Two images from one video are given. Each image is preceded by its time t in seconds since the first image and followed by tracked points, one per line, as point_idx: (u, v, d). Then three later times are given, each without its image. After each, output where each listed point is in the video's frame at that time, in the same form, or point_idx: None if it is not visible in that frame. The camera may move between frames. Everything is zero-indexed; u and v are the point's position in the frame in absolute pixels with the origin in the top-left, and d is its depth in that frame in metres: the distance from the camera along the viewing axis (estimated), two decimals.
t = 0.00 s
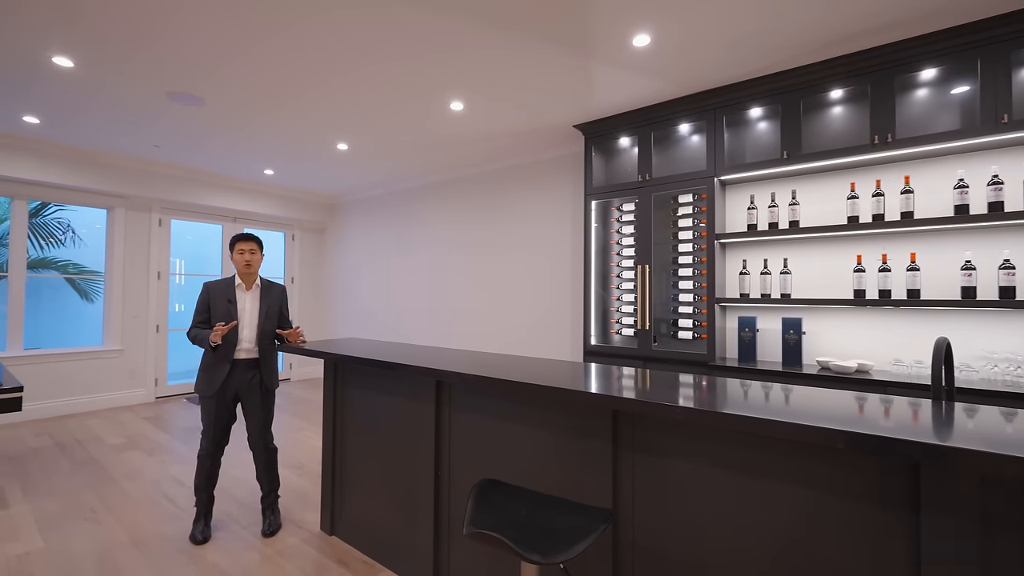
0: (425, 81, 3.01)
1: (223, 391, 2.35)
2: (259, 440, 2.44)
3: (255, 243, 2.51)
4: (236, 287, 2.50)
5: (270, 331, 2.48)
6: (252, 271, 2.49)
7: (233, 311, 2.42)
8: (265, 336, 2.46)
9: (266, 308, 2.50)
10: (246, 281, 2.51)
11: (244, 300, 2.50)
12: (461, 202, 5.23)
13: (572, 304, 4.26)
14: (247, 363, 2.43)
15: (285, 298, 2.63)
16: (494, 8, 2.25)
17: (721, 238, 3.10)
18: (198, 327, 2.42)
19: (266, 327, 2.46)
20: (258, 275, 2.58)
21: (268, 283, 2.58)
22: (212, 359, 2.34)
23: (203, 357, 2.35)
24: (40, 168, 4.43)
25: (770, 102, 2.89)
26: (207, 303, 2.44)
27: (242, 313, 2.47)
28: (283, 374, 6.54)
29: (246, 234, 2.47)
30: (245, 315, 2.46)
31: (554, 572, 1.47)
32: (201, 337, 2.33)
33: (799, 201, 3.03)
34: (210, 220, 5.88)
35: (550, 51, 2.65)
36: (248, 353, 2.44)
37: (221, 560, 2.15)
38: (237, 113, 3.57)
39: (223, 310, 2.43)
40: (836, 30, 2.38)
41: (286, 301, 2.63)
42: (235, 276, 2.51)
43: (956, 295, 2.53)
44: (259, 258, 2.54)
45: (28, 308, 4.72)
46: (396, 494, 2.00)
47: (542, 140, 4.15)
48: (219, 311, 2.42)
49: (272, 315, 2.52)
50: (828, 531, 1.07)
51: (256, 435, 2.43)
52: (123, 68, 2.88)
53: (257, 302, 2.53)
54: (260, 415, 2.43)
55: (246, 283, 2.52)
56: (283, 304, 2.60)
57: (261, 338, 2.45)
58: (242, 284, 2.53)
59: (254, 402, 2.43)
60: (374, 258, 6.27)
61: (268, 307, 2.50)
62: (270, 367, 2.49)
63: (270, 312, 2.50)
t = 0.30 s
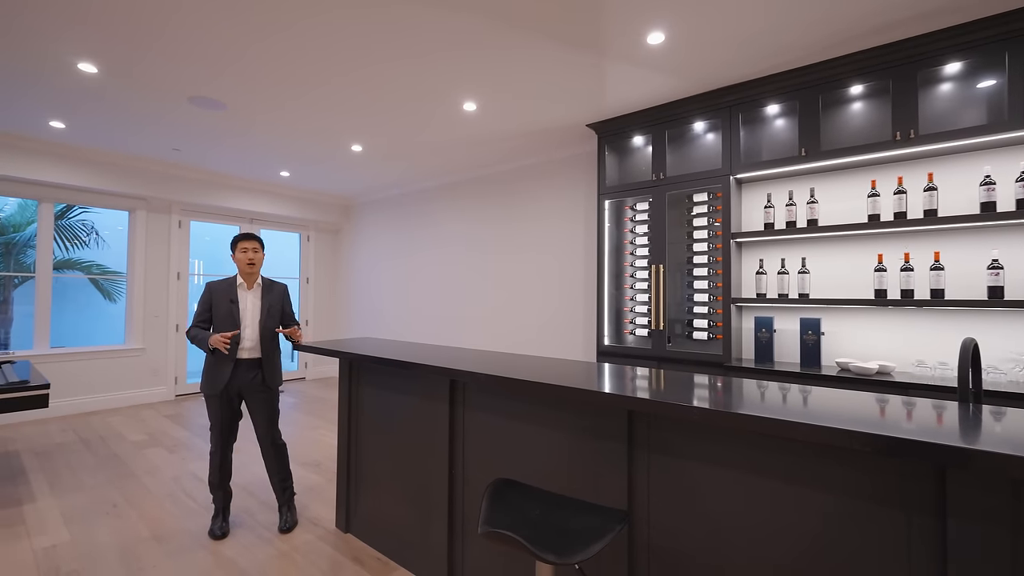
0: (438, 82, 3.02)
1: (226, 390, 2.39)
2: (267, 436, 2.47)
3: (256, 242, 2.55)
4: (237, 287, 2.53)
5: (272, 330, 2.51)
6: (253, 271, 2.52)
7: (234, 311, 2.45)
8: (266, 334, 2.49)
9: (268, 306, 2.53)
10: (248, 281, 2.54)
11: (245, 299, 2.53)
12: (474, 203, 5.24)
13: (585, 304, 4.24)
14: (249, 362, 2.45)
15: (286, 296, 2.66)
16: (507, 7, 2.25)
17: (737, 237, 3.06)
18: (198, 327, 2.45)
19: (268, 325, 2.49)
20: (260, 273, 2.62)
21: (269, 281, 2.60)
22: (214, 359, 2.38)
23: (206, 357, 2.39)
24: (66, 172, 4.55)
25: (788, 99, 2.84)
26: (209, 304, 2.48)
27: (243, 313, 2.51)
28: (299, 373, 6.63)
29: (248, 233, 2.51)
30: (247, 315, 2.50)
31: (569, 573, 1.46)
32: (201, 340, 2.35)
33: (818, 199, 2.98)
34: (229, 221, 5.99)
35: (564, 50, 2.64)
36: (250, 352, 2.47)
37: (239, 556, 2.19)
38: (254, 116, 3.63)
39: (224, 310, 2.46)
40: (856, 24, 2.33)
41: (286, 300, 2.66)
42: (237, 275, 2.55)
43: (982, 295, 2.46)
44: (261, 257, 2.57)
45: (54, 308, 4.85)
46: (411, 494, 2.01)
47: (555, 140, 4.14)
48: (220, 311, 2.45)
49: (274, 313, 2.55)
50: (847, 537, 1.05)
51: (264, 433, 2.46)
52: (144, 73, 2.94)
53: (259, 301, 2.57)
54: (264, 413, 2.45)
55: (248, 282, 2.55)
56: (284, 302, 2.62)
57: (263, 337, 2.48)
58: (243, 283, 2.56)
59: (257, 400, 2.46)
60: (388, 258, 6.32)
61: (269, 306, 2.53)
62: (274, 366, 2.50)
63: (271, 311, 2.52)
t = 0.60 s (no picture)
0: (450, 82, 3.03)
1: (233, 389, 2.43)
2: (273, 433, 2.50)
3: (260, 243, 2.58)
4: (241, 288, 2.56)
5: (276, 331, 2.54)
6: (258, 272, 2.55)
7: (238, 313, 2.48)
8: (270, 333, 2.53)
9: (272, 306, 2.56)
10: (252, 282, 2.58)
11: (249, 300, 2.56)
12: (484, 203, 5.26)
13: (596, 304, 4.23)
14: (254, 361, 2.48)
15: (289, 296, 2.70)
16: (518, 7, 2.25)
17: (750, 236, 3.02)
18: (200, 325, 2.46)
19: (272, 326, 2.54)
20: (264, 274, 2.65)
21: (273, 281, 2.63)
22: (219, 359, 2.41)
23: (211, 357, 2.41)
24: (87, 175, 4.66)
25: (802, 97, 2.81)
26: (212, 304, 2.50)
27: (247, 313, 2.54)
28: (311, 372, 6.70)
29: (252, 235, 2.53)
30: (251, 316, 2.53)
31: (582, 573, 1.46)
32: (206, 340, 2.34)
33: (833, 198, 2.93)
34: (243, 222, 6.08)
35: (575, 50, 2.63)
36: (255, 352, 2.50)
37: (253, 553, 2.22)
38: (267, 118, 3.68)
39: (228, 311, 2.49)
40: (872, 20, 2.29)
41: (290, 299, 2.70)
42: (241, 276, 2.58)
43: (1005, 294, 2.40)
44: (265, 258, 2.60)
45: (74, 308, 4.96)
46: (422, 493, 2.02)
47: (565, 140, 4.14)
48: (224, 312, 2.48)
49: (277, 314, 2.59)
50: (861, 539, 1.04)
51: (273, 432, 2.48)
52: (161, 77, 2.99)
53: (262, 302, 2.60)
54: (270, 411, 2.49)
55: (251, 283, 2.58)
56: (287, 302, 2.67)
57: (266, 337, 2.52)
58: (247, 284, 2.59)
59: (264, 398, 2.50)
60: (399, 258, 6.36)
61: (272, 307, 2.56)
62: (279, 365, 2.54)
63: (275, 312, 2.56)
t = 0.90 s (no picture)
0: (458, 82, 3.03)
1: (248, 387, 2.45)
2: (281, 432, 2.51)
3: (270, 243, 2.60)
4: (251, 288, 2.58)
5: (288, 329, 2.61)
6: (268, 271, 2.59)
7: (252, 312, 2.52)
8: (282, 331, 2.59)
9: (283, 306, 2.64)
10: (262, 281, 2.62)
11: (260, 299, 2.60)
12: (493, 202, 5.26)
13: (605, 304, 4.22)
14: (269, 360, 2.51)
15: (296, 293, 2.75)
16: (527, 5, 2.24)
17: (761, 235, 2.99)
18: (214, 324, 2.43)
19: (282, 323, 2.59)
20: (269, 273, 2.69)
21: (280, 280, 2.68)
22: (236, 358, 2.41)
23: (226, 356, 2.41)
24: (101, 177, 4.73)
25: (814, 94, 2.77)
26: (225, 303, 2.49)
27: (258, 311, 2.59)
28: (320, 371, 6.75)
29: (265, 236, 2.54)
30: (262, 314, 2.58)
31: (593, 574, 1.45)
32: (236, 335, 2.32)
33: (846, 196, 2.89)
34: (253, 223, 6.14)
35: (584, 48, 2.62)
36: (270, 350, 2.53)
37: (264, 550, 2.23)
38: (278, 119, 3.70)
39: (241, 311, 2.51)
40: (887, 14, 2.25)
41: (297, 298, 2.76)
42: (250, 275, 2.60)
43: None
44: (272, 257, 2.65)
45: (88, 308, 5.04)
46: (432, 492, 2.02)
47: (574, 139, 4.12)
48: (237, 312, 2.49)
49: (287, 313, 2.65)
50: (876, 540, 1.02)
51: (284, 429, 2.50)
52: (173, 79, 3.03)
53: (272, 301, 2.65)
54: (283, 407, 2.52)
55: (261, 283, 2.62)
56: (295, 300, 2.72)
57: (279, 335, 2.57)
58: (256, 283, 2.61)
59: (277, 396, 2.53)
60: (407, 258, 6.38)
61: (283, 306, 2.63)
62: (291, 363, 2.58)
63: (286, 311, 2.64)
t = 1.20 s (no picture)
0: (466, 82, 3.04)
1: (268, 387, 2.47)
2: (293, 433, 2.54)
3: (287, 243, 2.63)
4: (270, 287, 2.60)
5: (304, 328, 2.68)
6: (286, 272, 2.62)
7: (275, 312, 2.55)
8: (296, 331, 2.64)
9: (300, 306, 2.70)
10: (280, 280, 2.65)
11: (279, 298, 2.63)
12: (500, 203, 5.25)
13: (612, 304, 4.20)
14: (289, 359, 2.56)
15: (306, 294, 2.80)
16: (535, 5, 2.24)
17: (771, 234, 2.97)
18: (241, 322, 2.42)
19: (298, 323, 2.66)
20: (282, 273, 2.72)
21: (293, 280, 2.72)
22: (262, 356, 2.42)
23: (251, 355, 2.42)
24: (113, 179, 4.79)
25: (825, 92, 2.74)
26: (249, 303, 2.49)
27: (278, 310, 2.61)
28: (328, 371, 6.79)
29: (285, 237, 2.57)
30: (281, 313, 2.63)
31: None
32: (275, 331, 2.36)
33: (858, 195, 2.86)
34: (262, 224, 6.19)
35: (592, 48, 2.61)
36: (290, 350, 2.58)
37: (274, 549, 2.25)
38: (287, 121, 3.73)
39: (265, 310, 2.52)
40: (900, 11, 2.22)
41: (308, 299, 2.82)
42: (269, 275, 2.62)
43: None
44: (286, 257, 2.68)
45: (101, 308, 5.10)
46: (439, 492, 2.02)
47: (581, 139, 4.11)
48: (261, 311, 2.50)
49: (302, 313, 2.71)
50: (878, 538, 1.02)
51: (295, 428, 2.52)
52: (183, 82, 3.06)
53: (288, 300, 2.69)
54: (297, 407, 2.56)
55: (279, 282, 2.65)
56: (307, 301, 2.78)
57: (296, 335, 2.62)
58: (274, 283, 2.64)
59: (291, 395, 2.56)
60: (414, 259, 6.40)
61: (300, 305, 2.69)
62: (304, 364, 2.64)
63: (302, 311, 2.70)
